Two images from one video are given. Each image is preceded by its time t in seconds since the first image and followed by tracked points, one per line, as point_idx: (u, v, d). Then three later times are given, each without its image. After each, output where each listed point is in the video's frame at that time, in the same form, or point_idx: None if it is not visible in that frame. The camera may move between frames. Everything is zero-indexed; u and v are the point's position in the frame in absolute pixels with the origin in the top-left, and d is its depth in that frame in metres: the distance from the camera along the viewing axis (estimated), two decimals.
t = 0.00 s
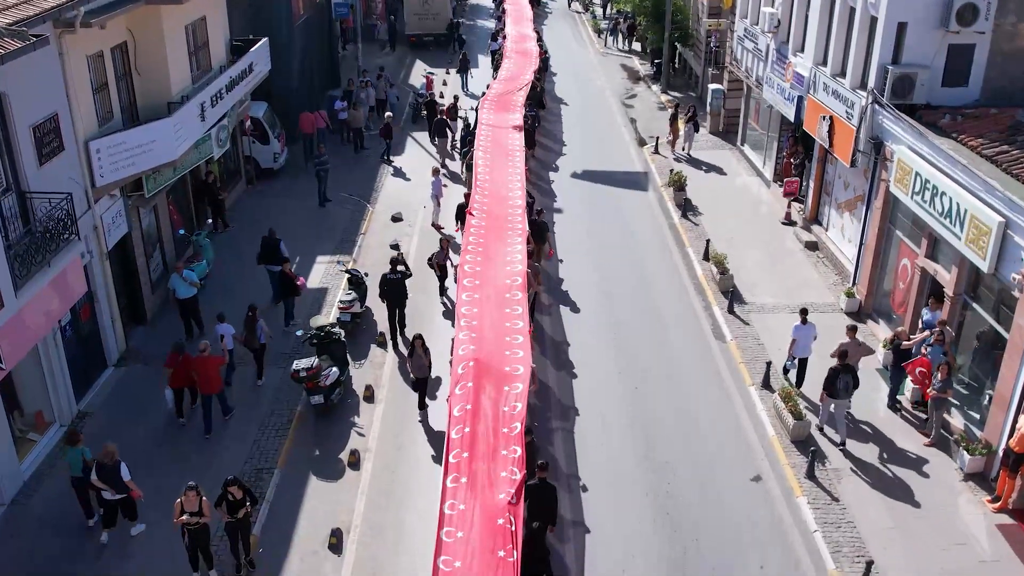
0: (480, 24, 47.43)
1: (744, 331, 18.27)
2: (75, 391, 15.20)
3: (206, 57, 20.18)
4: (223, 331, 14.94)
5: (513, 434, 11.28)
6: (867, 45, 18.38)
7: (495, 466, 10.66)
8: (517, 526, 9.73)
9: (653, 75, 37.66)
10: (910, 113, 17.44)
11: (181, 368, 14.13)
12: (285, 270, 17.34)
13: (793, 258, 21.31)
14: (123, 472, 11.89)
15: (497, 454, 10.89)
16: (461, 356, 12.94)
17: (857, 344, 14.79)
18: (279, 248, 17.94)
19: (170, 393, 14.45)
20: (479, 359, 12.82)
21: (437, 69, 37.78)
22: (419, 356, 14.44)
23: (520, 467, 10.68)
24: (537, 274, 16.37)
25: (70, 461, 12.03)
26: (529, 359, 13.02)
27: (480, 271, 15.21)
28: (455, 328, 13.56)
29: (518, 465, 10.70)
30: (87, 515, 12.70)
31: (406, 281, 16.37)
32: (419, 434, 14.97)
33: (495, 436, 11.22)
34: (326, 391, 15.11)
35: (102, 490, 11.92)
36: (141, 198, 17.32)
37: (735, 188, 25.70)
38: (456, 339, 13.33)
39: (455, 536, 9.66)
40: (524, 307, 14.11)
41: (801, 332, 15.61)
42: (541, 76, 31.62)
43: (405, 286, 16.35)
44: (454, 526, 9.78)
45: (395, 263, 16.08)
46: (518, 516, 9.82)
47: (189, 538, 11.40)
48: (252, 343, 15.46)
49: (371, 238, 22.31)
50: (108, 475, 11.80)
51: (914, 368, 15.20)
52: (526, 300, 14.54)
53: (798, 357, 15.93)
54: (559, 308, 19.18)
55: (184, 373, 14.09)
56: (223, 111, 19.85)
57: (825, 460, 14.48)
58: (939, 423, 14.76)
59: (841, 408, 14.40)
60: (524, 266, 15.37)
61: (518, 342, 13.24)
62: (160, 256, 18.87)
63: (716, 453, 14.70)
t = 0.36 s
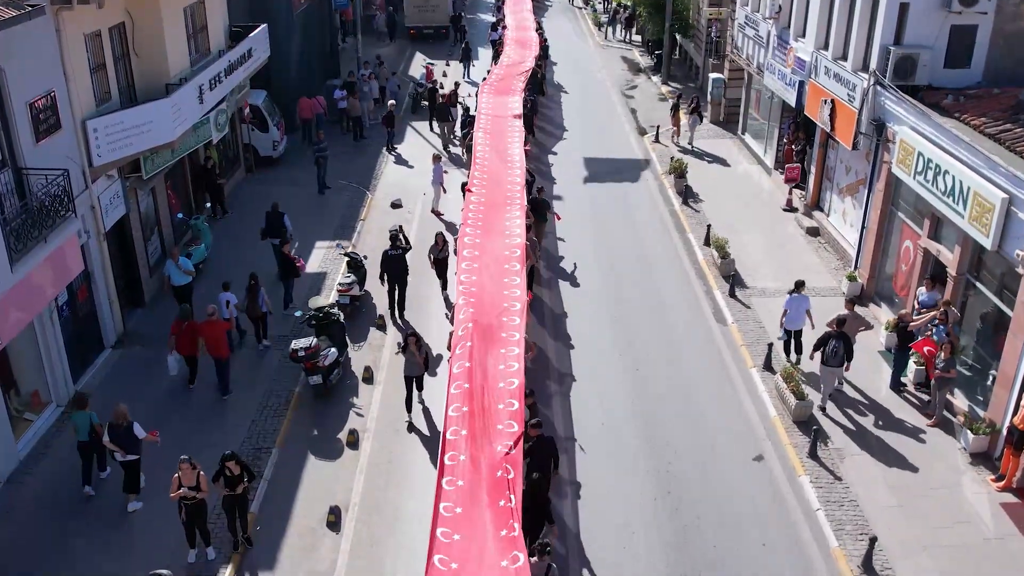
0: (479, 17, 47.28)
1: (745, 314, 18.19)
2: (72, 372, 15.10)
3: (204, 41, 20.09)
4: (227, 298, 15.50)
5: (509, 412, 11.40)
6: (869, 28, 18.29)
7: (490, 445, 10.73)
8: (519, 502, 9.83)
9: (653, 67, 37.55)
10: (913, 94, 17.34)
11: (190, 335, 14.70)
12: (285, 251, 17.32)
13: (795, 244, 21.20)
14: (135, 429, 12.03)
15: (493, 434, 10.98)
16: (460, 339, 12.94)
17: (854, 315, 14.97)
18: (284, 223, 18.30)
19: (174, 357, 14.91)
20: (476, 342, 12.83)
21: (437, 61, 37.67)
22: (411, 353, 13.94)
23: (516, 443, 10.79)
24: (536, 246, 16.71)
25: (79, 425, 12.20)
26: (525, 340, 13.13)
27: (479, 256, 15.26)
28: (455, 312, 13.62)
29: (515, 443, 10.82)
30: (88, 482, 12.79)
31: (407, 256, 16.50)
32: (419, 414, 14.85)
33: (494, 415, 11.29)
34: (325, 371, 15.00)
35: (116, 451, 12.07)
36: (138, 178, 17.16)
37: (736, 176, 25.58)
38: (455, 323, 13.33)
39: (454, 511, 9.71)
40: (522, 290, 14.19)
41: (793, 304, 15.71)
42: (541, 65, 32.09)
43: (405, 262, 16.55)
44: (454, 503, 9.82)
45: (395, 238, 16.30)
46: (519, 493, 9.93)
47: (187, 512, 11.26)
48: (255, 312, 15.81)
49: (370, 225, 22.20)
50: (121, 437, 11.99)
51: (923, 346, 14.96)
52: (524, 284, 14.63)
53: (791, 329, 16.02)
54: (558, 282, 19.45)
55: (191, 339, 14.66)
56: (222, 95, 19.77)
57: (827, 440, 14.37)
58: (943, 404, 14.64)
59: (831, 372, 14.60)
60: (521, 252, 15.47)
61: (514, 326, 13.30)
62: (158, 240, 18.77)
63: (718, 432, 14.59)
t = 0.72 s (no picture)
0: (480, 35, 47.45)
1: (747, 322, 18.08)
2: (69, 377, 14.95)
3: (205, 50, 20.11)
4: (232, 293, 15.77)
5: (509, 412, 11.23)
6: (870, 35, 18.29)
7: (492, 446, 10.50)
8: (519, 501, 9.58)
9: (653, 83, 37.61)
10: (914, 101, 17.31)
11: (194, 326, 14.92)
12: (283, 259, 17.23)
13: (796, 254, 21.09)
14: (140, 417, 12.14)
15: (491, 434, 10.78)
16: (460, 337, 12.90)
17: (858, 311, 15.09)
18: (288, 226, 18.96)
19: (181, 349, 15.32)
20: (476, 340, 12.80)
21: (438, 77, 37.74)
22: (405, 375, 13.37)
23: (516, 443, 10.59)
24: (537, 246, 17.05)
25: (82, 416, 12.37)
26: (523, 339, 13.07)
27: (479, 257, 15.26)
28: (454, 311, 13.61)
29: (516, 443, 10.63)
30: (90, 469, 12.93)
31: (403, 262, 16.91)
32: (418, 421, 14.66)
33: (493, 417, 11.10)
34: (323, 377, 14.82)
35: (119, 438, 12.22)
36: (138, 185, 17.11)
37: (737, 188, 25.52)
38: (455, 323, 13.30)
39: (448, 504, 9.49)
40: (521, 289, 14.21)
41: (791, 303, 15.82)
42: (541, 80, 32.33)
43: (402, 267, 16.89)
44: (452, 497, 9.58)
45: (393, 241, 16.71)
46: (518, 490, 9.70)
47: (181, 515, 11.02)
48: (258, 308, 16.00)
49: (369, 235, 22.11)
50: (124, 423, 12.13)
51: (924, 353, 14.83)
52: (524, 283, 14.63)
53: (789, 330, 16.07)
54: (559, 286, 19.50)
55: (193, 332, 14.94)
56: (222, 103, 19.76)
57: (831, 446, 14.18)
58: (948, 409, 14.46)
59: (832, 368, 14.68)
60: (521, 251, 15.50)
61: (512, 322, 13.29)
62: (156, 248, 18.67)
63: (720, 438, 14.39)
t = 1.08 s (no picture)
0: (481, 69, 47.75)
1: (752, 348, 17.85)
2: (63, 402, 14.67)
3: (207, 76, 20.13)
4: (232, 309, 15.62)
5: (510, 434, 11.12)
6: (871, 61, 18.28)
7: (495, 465, 10.39)
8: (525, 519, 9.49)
9: (654, 116, 37.73)
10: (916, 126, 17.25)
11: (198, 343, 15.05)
12: (283, 284, 17.00)
13: (800, 281, 20.92)
14: (153, 426, 12.01)
15: (495, 454, 10.65)
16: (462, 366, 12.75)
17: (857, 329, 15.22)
18: (295, 241, 18.92)
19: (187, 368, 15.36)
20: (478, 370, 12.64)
21: (439, 109, 37.88)
22: (400, 417, 12.65)
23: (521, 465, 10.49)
24: (539, 261, 17.10)
25: (85, 424, 12.32)
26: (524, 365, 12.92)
27: (480, 286, 15.18)
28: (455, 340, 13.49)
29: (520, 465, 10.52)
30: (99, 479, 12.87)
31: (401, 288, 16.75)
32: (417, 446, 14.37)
33: (497, 438, 10.96)
34: (322, 402, 14.55)
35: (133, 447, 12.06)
36: (137, 210, 17.00)
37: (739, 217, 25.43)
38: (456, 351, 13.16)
39: (451, 525, 9.37)
40: (522, 317, 14.11)
41: (797, 324, 15.65)
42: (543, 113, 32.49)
43: (401, 292, 16.74)
44: (454, 519, 9.44)
45: (391, 266, 16.67)
46: (523, 508, 9.60)
47: (175, 539, 10.70)
48: (259, 322, 16.01)
49: (370, 263, 21.95)
50: (137, 431, 11.94)
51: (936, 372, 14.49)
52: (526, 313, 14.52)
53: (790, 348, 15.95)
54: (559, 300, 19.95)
55: (200, 349, 14.85)
56: (223, 129, 19.73)
57: (840, 472, 13.88)
58: (958, 435, 14.19)
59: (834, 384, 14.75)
60: (524, 279, 15.44)
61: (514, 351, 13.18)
62: (154, 273, 18.50)
63: (726, 465, 14.10)
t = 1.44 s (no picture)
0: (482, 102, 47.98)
1: (758, 374, 17.60)
2: (58, 425, 14.37)
3: (209, 101, 20.12)
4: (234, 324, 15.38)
5: (520, 439, 11.33)
6: (875, 85, 18.26)
7: (502, 470, 10.60)
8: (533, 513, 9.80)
9: (655, 147, 37.79)
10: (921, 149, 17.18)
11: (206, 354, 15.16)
12: (283, 309, 16.76)
13: (805, 307, 20.72)
14: (158, 435, 12.04)
15: (504, 457, 10.89)
16: (465, 382, 12.60)
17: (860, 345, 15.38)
18: (298, 261, 19.18)
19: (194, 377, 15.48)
20: (481, 385, 12.49)
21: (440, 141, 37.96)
22: (395, 461, 11.88)
23: (530, 464, 10.75)
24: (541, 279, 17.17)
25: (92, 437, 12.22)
26: (530, 379, 12.82)
27: (483, 303, 15.06)
28: (457, 356, 13.34)
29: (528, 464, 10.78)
30: (100, 495, 12.70)
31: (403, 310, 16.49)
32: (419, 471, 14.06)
33: (505, 441, 11.15)
34: (322, 426, 14.28)
35: (138, 458, 12.07)
36: (136, 233, 16.87)
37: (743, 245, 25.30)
38: (458, 366, 13.01)
39: (462, 528, 9.56)
40: (525, 335, 14.00)
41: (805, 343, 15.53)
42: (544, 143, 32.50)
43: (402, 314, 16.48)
44: (464, 520, 9.72)
45: (393, 288, 16.48)
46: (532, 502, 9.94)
47: (170, 562, 10.36)
48: (258, 336, 16.31)
49: (371, 290, 21.76)
50: (141, 439, 11.95)
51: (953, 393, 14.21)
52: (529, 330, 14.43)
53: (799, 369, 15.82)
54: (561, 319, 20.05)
55: (206, 358, 15.10)
56: (224, 154, 19.67)
57: (851, 497, 13.55)
58: (971, 459, 13.88)
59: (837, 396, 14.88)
60: (527, 297, 15.34)
61: (518, 367, 13.05)
62: (153, 297, 18.31)
63: (735, 491, 13.76)
